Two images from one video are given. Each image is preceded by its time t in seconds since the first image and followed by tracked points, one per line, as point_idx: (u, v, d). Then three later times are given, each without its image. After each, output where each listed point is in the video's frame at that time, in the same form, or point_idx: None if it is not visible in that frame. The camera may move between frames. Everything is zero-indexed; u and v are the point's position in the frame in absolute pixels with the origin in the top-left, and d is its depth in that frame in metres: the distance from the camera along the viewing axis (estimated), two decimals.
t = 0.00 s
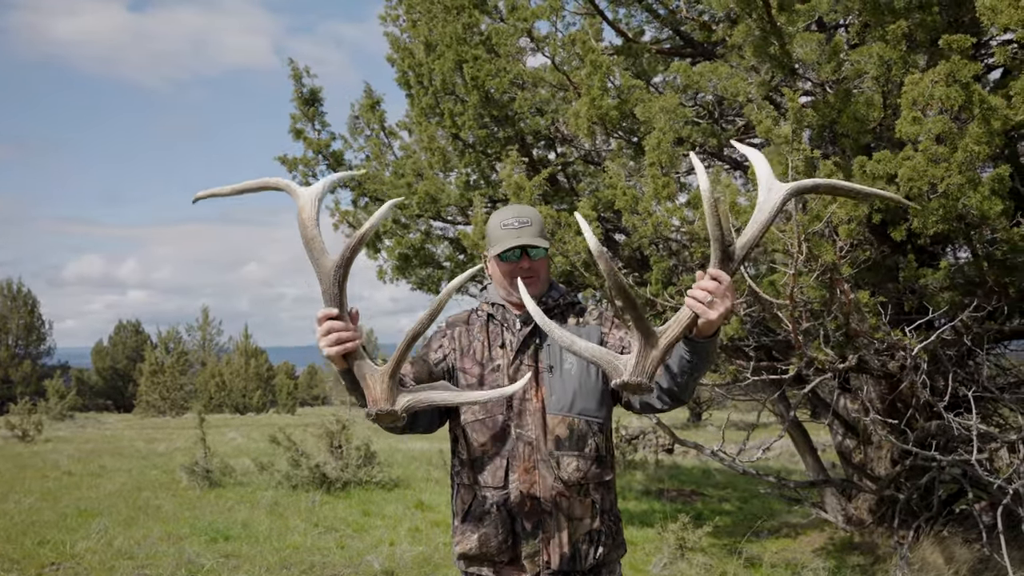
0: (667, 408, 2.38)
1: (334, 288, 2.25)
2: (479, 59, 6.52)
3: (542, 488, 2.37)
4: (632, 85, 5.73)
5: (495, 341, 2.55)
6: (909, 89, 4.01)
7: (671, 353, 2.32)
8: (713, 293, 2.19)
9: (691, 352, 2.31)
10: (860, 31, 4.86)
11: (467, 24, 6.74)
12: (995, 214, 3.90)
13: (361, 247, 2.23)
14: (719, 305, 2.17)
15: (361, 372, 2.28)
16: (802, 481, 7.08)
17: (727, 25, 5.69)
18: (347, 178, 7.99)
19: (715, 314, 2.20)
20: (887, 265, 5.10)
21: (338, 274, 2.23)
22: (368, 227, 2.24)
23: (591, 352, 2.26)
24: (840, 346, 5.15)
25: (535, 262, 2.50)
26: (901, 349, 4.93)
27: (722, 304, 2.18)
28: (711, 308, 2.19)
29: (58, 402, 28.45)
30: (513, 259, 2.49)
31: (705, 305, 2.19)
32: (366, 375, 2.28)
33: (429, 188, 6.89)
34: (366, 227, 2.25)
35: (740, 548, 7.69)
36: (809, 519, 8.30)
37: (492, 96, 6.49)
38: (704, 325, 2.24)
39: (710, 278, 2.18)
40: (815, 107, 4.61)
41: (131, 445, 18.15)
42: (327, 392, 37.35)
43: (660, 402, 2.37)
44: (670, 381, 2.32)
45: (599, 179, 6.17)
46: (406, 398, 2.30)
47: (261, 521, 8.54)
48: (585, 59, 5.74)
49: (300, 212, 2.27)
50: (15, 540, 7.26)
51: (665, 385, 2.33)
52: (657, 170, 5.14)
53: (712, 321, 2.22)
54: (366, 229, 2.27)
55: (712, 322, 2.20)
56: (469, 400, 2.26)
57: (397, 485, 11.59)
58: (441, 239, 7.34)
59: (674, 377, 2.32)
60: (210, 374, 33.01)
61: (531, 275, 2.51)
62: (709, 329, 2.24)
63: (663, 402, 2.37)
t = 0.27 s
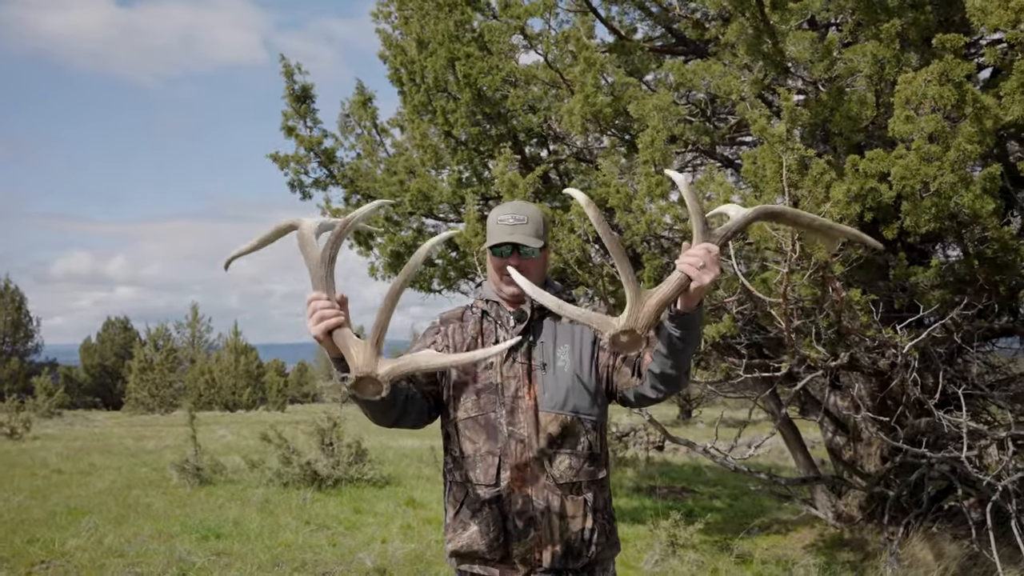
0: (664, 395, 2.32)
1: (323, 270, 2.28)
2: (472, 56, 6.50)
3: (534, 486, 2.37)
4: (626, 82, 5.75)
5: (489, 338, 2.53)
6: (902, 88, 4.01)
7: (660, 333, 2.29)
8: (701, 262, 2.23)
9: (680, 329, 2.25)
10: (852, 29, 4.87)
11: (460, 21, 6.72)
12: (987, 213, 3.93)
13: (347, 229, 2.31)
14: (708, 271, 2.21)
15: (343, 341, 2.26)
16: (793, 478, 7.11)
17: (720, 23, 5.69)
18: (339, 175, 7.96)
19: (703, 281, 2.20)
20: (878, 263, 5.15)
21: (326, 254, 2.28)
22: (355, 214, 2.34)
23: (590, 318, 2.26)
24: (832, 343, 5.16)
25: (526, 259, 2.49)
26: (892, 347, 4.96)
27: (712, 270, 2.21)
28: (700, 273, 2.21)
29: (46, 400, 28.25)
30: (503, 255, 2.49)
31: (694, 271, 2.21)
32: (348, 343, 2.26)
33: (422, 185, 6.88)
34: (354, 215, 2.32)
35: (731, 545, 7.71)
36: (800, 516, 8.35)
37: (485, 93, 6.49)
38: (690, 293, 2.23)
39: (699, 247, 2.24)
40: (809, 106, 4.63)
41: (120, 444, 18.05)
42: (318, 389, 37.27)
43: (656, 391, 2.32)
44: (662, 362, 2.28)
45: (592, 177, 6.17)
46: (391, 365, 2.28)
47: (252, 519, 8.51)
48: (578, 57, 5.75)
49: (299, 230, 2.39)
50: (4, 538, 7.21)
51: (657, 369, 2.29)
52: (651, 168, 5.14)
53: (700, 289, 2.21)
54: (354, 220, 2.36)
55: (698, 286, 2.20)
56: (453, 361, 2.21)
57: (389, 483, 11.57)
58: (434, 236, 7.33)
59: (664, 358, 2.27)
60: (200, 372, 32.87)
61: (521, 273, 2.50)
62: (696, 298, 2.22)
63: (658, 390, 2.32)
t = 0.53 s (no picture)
0: (658, 378, 2.26)
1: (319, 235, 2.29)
2: (465, 53, 6.48)
3: (527, 481, 2.36)
4: (619, 80, 5.74)
5: (485, 333, 2.55)
6: (896, 86, 4.07)
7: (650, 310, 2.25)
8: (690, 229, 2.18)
9: (668, 303, 2.22)
10: (845, 29, 4.89)
11: (452, 18, 6.69)
12: (978, 212, 3.96)
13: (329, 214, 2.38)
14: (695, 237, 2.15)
15: (341, 278, 2.15)
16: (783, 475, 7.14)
17: (713, 22, 5.70)
18: (331, 172, 7.93)
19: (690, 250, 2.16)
20: (870, 261, 5.20)
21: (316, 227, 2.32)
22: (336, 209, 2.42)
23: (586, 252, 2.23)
24: (824, 341, 5.19)
25: (519, 250, 2.49)
26: (883, 345, 4.99)
27: (701, 234, 2.16)
28: (688, 240, 2.16)
29: (33, 396, 28.04)
30: (497, 245, 2.52)
31: (682, 237, 2.17)
32: (343, 283, 2.14)
33: (414, 181, 6.86)
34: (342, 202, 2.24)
35: (722, 542, 7.75)
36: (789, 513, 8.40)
37: (478, 90, 6.47)
38: (675, 261, 2.19)
39: (688, 217, 2.19)
40: (801, 105, 4.64)
41: (108, 440, 17.93)
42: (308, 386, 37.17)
43: (648, 375, 2.27)
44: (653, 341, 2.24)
45: (585, 175, 6.17)
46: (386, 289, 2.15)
47: (243, 516, 8.47)
48: (572, 54, 5.74)
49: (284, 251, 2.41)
50: None
51: (649, 350, 2.25)
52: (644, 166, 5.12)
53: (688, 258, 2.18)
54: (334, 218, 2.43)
55: (687, 251, 2.15)
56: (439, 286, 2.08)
57: (379, 480, 11.55)
58: (426, 233, 7.31)
59: (655, 338, 2.24)
60: (189, 368, 32.70)
61: (513, 265, 2.50)
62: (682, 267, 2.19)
63: (650, 372, 2.27)
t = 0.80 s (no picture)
0: (640, 363, 2.31)
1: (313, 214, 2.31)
2: (456, 51, 6.47)
3: (515, 475, 2.35)
4: (609, 79, 5.77)
5: (477, 329, 2.54)
6: (885, 87, 4.10)
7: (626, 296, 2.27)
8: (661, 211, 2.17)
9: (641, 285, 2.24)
10: (833, 30, 4.92)
11: (443, 15, 6.67)
12: (965, 213, 4.00)
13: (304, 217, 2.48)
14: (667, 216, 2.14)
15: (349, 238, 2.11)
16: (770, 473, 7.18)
17: (702, 22, 5.71)
18: (319, 169, 7.89)
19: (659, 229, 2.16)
20: (857, 261, 5.26)
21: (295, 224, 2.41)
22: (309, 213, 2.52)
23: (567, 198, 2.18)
24: (812, 340, 5.24)
25: (513, 246, 2.49)
26: (870, 344, 5.02)
27: (674, 214, 2.15)
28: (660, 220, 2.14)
29: (16, 394, 27.74)
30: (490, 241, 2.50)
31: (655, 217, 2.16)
32: (351, 244, 2.09)
33: (403, 179, 6.84)
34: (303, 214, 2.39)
35: (709, 540, 7.79)
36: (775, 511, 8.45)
37: (468, 88, 6.46)
38: (645, 238, 2.20)
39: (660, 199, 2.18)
40: (790, 105, 4.67)
41: (91, 438, 17.76)
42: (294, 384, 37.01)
43: (630, 359, 2.32)
44: (631, 327, 2.28)
45: (575, 173, 6.18)
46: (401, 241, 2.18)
47: (230, 515, 8.42)
48: (563, 53, 5.75)
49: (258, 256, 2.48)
50: None
51: (629, 335, 2.29)
52: (634, 165, 5.14)
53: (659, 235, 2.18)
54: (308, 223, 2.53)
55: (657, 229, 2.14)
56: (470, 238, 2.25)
57: (366, 479, 11.52)
58: (414, 231, 7.29)
59: (633, 323, 2.27)
60: (174, 366, 32.46)
61: (509, 259, 2.50)
62: (653, 247, 2.20)
63: (631, 356, 2.32)
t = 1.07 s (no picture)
0: (626, 361, 2.32)
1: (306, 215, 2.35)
2: (443, 49, 6.44)
3: (503, 473, 2.34)
4: (597, 79, 5.74)
5: (465, 328, 2.54)
6: (870, 90, 4.11)
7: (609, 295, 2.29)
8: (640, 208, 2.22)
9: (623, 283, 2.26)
10: (819, 32, 4.95)
11: (430, 13, 6.64)
12: (949, 213, 4.05)
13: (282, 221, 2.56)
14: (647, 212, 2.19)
15: (350, 235, 2.15)
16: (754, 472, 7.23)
17: (690, 22, 5.73)
18: (305, 166, 7.84)
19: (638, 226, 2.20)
20: (841, 261, 5.29)
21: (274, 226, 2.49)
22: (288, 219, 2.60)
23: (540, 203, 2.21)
24: (797, 339, 5.28)
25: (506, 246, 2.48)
26: (855, 344, 5.06)
27: (653, 210, 2.20)
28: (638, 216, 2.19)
29: None
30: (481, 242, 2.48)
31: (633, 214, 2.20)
32: (354, 239, 2.15)
33: (390, 177, 6.82)
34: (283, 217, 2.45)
35: (693, 538, 7.83)
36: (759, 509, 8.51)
37: (455, 85, 6.44)
38: (624, 236, 2.23)
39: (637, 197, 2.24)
40: (777, 106, 4.70)
41: (71, 436, 17.57)
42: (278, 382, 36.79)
43: (615, 358, 2.33)
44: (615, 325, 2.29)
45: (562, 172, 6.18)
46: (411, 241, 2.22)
47: (213, 514, 8.36)
48: (550, 51, 5.75)
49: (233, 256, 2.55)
50: None
51: (613, 333, 2.31)
52: (621, 164, 5.15)
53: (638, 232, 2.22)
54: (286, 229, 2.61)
55: (636, 225, 2.18)
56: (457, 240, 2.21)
57: (351, 477, 11.48)
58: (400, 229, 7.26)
59: (617, 322, 2.29)
60: (156, 364, 32.17)
61: (500, 260, 2.49)
62: (633, 244, 2.23)
63: (617, 356, 2.33)
